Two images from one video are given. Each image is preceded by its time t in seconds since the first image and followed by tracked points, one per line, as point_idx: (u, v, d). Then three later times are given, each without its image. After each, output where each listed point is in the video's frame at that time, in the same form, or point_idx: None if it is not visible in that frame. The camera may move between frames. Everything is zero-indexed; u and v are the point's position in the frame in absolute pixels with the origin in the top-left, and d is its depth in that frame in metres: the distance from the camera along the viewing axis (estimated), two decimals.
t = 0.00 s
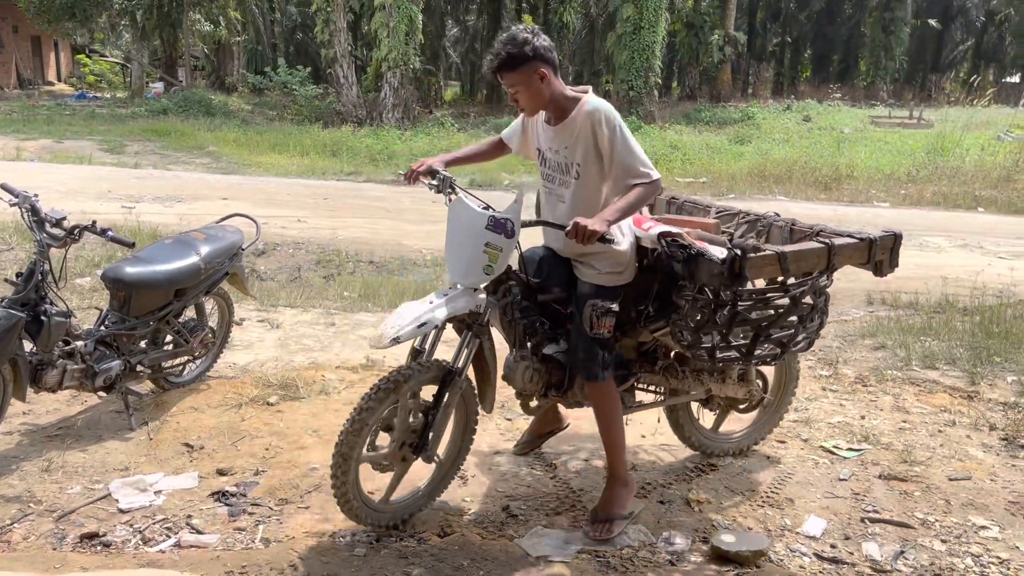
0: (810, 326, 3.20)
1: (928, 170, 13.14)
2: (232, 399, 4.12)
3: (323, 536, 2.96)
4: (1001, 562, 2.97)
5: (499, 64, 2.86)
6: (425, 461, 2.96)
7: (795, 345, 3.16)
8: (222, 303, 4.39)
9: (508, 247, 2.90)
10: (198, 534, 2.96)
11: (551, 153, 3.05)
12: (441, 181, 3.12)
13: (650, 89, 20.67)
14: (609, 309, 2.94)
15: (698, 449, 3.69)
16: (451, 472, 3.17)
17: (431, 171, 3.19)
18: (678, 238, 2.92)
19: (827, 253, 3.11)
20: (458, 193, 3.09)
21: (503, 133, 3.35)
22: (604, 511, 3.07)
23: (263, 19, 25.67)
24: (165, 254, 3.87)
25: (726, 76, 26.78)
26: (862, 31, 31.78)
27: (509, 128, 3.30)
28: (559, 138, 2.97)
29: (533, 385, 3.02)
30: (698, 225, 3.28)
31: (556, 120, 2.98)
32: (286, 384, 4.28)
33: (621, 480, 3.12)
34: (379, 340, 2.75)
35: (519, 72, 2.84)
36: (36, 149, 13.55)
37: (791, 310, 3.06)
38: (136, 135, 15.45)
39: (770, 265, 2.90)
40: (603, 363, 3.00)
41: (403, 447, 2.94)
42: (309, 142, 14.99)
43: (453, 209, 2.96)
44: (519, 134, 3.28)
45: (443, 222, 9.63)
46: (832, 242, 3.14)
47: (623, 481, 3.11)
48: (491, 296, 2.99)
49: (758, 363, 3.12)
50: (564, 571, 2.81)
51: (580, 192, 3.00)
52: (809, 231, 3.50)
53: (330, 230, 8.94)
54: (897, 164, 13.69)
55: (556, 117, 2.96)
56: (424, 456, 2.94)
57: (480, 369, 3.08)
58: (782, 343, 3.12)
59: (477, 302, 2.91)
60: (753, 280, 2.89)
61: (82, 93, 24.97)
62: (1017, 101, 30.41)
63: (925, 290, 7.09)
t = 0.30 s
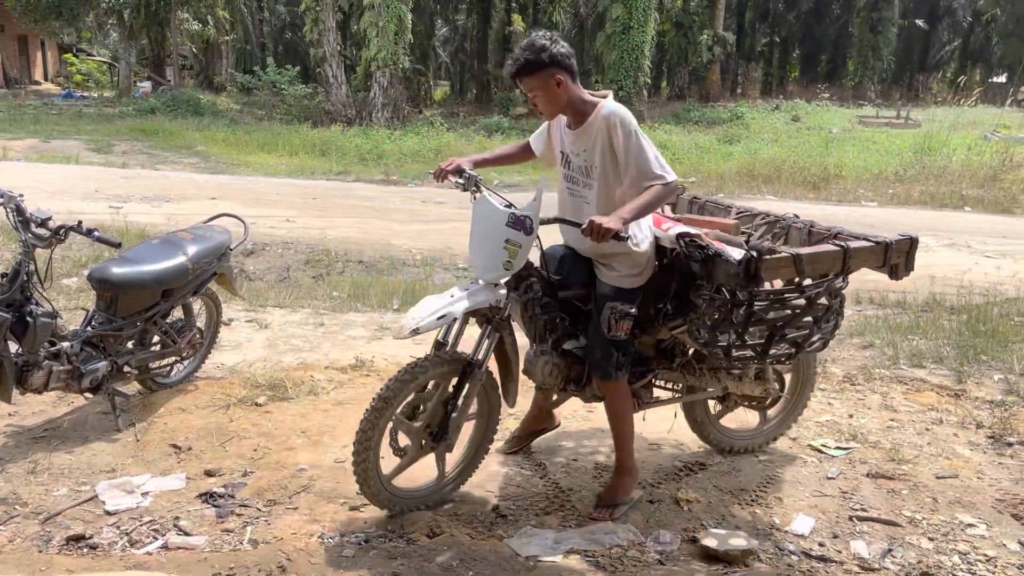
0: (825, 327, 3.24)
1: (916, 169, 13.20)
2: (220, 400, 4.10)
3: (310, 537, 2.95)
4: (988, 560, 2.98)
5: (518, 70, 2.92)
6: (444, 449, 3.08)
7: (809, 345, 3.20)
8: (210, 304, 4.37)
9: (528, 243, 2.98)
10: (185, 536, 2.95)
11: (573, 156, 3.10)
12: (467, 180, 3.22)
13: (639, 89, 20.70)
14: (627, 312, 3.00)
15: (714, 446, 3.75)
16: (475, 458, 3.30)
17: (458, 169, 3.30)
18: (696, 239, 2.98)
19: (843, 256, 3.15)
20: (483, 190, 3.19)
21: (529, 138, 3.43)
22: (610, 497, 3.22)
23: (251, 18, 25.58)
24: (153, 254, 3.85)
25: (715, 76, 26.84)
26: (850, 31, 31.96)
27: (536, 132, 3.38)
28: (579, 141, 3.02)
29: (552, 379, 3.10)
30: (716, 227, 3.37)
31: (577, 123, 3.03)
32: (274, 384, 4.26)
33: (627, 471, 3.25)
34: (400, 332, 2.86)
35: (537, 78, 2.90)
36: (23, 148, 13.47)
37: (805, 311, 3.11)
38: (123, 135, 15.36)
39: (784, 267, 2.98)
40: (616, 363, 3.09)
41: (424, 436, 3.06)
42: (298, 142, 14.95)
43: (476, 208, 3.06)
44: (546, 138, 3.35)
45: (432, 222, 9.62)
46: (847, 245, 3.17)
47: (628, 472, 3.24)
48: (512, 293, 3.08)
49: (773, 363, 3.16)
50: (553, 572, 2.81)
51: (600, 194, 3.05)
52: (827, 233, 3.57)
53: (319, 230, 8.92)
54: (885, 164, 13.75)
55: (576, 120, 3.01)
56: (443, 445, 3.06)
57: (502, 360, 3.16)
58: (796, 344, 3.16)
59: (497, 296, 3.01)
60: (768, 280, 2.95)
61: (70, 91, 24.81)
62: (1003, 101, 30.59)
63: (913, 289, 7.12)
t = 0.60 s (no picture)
0: (840, 330, 3.28)
1: (896, 169, 13.30)
2: (199, 402, 4.07)
3: (291, 540, 2.93)
4: (967, 556, 3.00)
5: (546, 65, 3.04)
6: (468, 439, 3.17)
7: (822, 348, 3.25)
8: (191, 304, 4.33)
9: (555, 243, 3.04)
10: (165, 539, 2.92)
11: (595, 152, 3.17)
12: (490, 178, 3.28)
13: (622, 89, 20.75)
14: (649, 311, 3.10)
15: (729, 443, 3.80)
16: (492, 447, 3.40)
17: (480, 166, 3.39)
18: (715, 241, 3.03)
19: (859, 261, 3.17)
20: (507, 188, 3.25)
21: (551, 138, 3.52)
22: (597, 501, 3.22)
23: (233, 18, 25.47)
24: (131, 255, 3.81)
25: (697, 76, 26.97)
26: (831, 32, 32.17)
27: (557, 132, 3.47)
28: (601, 136, 3.09)
29: (571, 372, 3.18)
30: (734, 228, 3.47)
31: (600, 120, 3.10)
32: (255, 385, 4.23)
33: (620, 478, 3.25)
34: (431, 328, 2.91)
35: (563, 72, 3.01)
36: None
37: (821, 314, 3.13)
38: (102, 134, 15.24)
39: (801, 271, 2.99)
40: (640, 360, 3.13)
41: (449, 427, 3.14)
42: (279, 141, 14.88)
43: (503, 206, 3.11)
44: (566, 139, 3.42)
45: (415, 222, 9.59)
46: (863, 250, 3.19)
47: (620, 480, 3.24)
48: (534, 288, 3.14)
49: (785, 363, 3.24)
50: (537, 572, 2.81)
51: (622, 188, 3.10)
52: (845, 237, 3.58)
53: (301, 230, 8.88)
54: (866, 163, 13.85)
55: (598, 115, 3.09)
56: (469, 435, 3.15)
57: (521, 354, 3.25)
58: (810, 346, 3.22)
59: (523, 293, 3.07)
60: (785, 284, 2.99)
61: (49, 91, 24.59)
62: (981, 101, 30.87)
63: (893, 287, 7.18)
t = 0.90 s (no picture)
0: (848, 329, 3.36)
1: (868, 169, 13.43)
2: (171, 405, 4.02)
3: (264, 543, 2.90)
4: (937, 552, 3.04)
5: (574, 72, 3.17)
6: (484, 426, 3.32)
7: (830, 346, 3.31)
8: (163, 307, 4.29)
9: (570, 240, 3.17)
10: (135, 545, 2.89)
11: (615, 159, 3.30)
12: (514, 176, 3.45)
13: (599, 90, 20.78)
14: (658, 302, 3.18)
15: (739, 437, 3.86)
16: (508, 435, 3.55)
17: (504, 165, 3.60)
18: (728, 241, 3.13)
19: (865, 263, 3.26)
20: (528, 187, 3.40)
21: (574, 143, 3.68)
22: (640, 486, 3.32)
23: (207, 17, 25.28)
24: (100, 257, 3.76)
25: (673, 76, 27.12)
26: (804, 33, 32.46)
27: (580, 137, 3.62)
28: (622, 144, 3.22)
29: (586, 364, 3.31)
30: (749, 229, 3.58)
31: (622, 129, 3.23)
32: (228, 388, 4.19)
33: (659, 459, 3.37)
34: (450, 318, 3.03)
35: (590, 78, 3.13)
36: None
37: (827, 313, 3.23)
38: (73, 134, 15.06)
39: (807, 271, 3.12)
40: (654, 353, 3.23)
41: (466, 415, 3.28)
42: (254, 142, 14.76)
43: (522, 203, 3.26)
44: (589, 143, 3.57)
45: (391, 222, 9.56)
46: (870, 253, 3.28)
47: (660, 461, 3.35)
48: (551, 283, 3.29)
49: (795, 361, 3.28)
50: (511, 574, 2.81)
51: (641, 194, 3.24)
52: (857, 239, 3.63)
53: (276, 231, 8.82)
54: (839, 164, 13.97)
55: (621, 123, 3.22)
56: (483, 423, 3.30)
57: (538, 347, 3.37)
58: (818, 344, 3.27)
59: (539, 288, 3.21)
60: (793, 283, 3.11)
61: (19, 91, 24.25)
62: (951, 102, 31.24)
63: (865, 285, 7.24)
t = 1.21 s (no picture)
0: (847, 332, 3.40)
1: (834, 170, 13.58)
2: (134, 411, 3.97)
3: (228, 549, 2.87)
4: (899, 547, 3.09)
5: (584, 71, 3.21)
6: (489, 418, 3.42)
7: (828, 349, 3.36)
8: (125, 311, 4.23)
9: (574, 240, 3.27)
10: (96, 553, 2.85)
11: (621, 161, 3.35)
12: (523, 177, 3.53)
13: (569, 91, 20.78)
14: (667, 304, 3.27)
15: (742, 431, 3.91)
16: (517, 430, 3.65)
17: (516, 165, 3.64)
18: (730, 245, 3.21)
19: (862, 269, 3.23)
20: (536, 187, 3.48)
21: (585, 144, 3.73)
22: (644, 487, 3.36)
23: (173, 17, 24.97)
24: (59, 261, 3.70)
25: (643, 77, 27.25)
26: (772, 35, 32.79)
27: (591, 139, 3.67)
28: (628, 146, 3.27)
29: (592, 360, 3.39)
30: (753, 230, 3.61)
31: (628, 130, 3.28)
32: (193, 393, 4.14)
33: (660, 461, 3.40)
34: (455, 312, 3.17)
35: (598, 78, 3.18)
36: None
37: (825, 316, 3.27)
38: (35, 136, 14.79)
39: (806, 277, 3.14)
40: (660, 351, 3.31)
41: (472, 406, 3.40)
42: (220, 143, 14.59)
43: (530, 204, 3.37)
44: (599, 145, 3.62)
45: (360, 224, 9.50)
46: (868, 259, 3.25)
47: (660, 463, 3.39)
48: (557, 281, 3.39)
49: (793, 362, 3.33)
50: None
51: (644, 197, 3.29)
52: (858, 243, 3.65)
53: (243, 233, 8.73)
54: (806, 164, 14.10)
55: (627, 125, 3.27)
56: (488, 414, 3.40)
57: (545, 343, 3.49)
58: (816, 347, 3.32)
59: (544, 286, 3.33)
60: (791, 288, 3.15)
61: None
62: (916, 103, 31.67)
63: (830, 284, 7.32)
